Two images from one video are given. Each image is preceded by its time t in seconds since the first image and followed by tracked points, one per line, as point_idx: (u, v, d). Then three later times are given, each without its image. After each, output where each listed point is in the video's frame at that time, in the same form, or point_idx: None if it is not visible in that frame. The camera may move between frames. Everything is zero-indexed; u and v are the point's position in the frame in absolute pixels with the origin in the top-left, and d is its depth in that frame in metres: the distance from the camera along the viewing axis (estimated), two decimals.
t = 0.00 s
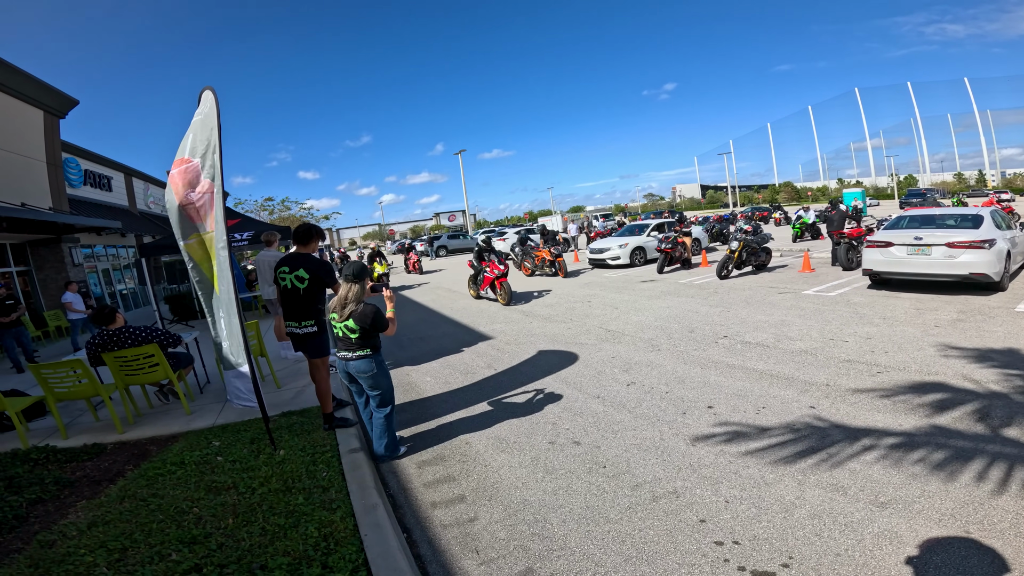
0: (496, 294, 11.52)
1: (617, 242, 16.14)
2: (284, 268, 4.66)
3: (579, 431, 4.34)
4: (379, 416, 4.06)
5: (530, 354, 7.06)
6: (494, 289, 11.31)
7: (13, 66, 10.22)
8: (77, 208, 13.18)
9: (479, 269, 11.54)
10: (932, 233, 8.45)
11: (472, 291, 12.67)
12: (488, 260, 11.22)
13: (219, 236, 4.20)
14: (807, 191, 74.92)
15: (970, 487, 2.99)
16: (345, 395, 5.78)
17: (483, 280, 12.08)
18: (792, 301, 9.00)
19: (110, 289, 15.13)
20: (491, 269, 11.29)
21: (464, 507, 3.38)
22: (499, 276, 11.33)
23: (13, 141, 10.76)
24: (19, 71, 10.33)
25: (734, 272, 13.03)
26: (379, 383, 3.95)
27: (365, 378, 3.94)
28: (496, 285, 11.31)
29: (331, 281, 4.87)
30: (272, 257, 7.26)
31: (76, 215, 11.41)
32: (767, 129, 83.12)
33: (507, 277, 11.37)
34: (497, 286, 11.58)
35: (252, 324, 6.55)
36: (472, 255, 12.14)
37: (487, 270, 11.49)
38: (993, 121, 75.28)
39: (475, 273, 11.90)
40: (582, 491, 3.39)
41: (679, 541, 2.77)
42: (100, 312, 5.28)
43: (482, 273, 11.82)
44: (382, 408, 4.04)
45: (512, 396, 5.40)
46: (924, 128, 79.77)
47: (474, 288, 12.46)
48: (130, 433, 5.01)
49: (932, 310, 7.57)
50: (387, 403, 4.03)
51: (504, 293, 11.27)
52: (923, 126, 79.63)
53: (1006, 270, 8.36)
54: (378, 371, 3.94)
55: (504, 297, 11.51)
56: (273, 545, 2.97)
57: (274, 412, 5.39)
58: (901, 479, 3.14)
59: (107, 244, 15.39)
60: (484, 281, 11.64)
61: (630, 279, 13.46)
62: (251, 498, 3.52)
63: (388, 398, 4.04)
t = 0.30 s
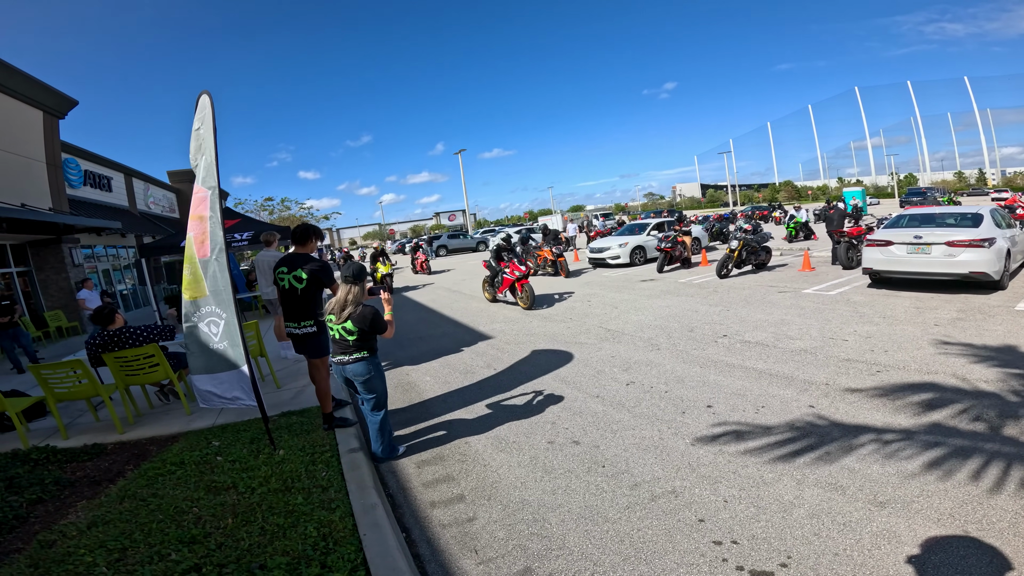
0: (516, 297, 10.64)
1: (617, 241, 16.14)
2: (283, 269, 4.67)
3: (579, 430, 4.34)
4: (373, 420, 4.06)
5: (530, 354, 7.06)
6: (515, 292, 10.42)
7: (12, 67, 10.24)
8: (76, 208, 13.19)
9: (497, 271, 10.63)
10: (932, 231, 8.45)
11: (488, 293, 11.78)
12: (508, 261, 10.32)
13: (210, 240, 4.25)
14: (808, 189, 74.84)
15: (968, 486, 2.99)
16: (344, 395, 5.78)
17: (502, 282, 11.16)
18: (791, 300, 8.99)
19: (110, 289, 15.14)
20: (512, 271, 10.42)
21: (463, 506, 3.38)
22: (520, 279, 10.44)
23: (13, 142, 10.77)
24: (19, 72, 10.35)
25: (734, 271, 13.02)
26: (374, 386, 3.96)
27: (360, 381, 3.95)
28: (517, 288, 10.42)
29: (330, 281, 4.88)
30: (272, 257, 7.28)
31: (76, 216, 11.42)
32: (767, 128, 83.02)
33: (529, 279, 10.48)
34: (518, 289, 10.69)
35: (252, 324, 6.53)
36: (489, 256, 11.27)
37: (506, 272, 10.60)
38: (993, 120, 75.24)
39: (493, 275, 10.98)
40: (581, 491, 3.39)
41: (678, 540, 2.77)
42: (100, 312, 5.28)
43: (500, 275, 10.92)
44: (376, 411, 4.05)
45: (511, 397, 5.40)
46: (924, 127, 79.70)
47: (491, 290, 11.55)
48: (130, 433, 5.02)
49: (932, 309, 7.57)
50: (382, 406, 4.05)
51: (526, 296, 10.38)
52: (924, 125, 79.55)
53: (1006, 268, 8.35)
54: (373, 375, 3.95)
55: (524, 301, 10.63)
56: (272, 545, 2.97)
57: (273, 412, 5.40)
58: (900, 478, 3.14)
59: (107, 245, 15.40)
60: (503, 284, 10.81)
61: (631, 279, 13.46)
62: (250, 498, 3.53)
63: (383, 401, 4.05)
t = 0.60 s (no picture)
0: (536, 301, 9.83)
1: (614, 240, 16.17)
2: (278, 269, 4.68)
3: (574, 430, 4.36)
4: (368, 420, 4.07)
5: (527, 353, 7.07)
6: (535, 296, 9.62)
7: (7, 67, 10.21)
8: (73, 208, 13.16)
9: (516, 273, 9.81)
10: (927, 231, 8.48)
11: (504, 297, 10.96)
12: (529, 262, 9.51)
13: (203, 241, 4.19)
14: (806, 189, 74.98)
15: (959, 484, 3.01)
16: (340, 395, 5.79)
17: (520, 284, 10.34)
18: (787, 299, 9.02)
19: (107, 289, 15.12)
20: (532, 273, 9.60)
21: (459, 505, 3.40)
22: (541, 281, 9.63)
23: (9, 142, 10.74)
24: (15, 72, 10.32)
25: (731, 270, 13.06)
26: (368, 387, 3.98)
27: (355, 382, 3.96)
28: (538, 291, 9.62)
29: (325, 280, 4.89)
30: (268, 257, 7.26)
31: (72, 216, 11.40)
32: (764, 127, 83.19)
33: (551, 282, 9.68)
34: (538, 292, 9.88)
35: (248, 324, 6.51)
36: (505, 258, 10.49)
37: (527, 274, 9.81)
38: (989, 119, 75.48)
39: (510, 277, 10.16)
40: (576, 490, 3.40)
41: (672, 539, 2.79)
42: (96, 312, 5.28)
43: (518, 277, 10.11)
44: (371, 411, 4.06)
45: (507, 397, 5.42)
46: (921, 126, 79.93)
47: (507, 293, 10.74)
48: (126, 433, 5.02)
49: (927, 308, 7.61)
50: (376, 407, 4.06)
51: (547, 300, 9.59)
52: (920, 124, 79.77)
53: (1001, 267, 8.39)
54: (368, 375, 3.97)
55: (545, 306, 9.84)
56: (268, 544, 2.98)
57: (270, 411, 5.40)
58: (892, 477, 3.16)
59: (104, 244, 15.37)
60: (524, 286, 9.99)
61: (628, 278, 13.50)
62: (246, 497, 3.53)
63: (377, 402, 4.07)
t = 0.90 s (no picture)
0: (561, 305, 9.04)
1: (610, 240, 16.19)
2: (273, 267, 4.67)
3: (569, 429, 4.37)
4: (361, 420, 4.07)
5: (523, 352, 7.08)
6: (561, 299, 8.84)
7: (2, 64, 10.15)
8: (67, 206, 13.10)
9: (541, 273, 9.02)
10: (921, 232, 8.53)
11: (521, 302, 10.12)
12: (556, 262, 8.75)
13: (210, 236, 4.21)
14: (802, 188, 75.17)
15: (950, 484, 3.03)
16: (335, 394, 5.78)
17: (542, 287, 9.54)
18: (782, 299, 9.05)
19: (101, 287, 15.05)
20: (559, 274, 8.78)
21: (452, 505, 3.40)
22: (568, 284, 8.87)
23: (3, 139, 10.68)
24: (10, 70, 10.28)
25: (727, 270, 13.10)
26: (362, 386, 3.98)
27: (349, 381, 3.96)
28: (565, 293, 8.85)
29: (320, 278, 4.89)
30: (263, 256, 7.27)
31: (67, 214, 11.34)
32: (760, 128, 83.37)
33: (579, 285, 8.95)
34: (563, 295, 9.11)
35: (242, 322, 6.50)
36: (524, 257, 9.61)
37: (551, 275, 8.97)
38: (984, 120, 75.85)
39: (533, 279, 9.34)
40: (570, 489, 3.41)
41: (665, 539, 2.80)
42: (89, 310, 5.26)
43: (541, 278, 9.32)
44: (364, 411, 4.05)
45: (503, 396, 5.42)
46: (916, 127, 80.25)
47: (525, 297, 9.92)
48: (120, 432, 5.00)
49: (921, 309, 7.65)
50: (369, 406, 4.06)
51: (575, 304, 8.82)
52: (916, 126, 80.06)
53: (995, 268, 8.44)
54: (362, 374, 3.97)
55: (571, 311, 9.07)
56: (261, 543, 2.98)
57: (264, 411, 5.39)
58: (884, 477, 3.18)
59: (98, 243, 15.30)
60: (547, 289, 9.12)
61: (624, 277, 13.51)
62: (239, 496, 3.53)
63: (371, 401, 4.07)
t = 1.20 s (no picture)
0: (597, 311, 8.23)
1: (607, 241, 16.19)
2: (267, 265, 4.64)
3: (563, 431, 4.34)
4: (353, 421, 4.03)
5: (518, 353, 7.05)
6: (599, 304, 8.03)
7: None
8: (61, 202, 12.99)
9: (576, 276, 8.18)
10: (916, 235, 8.55)
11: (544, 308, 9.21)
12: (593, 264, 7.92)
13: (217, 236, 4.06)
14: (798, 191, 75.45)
15: (944, 488, 3.02)
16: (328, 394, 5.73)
17: (572, 292, 8.71)
18: (777, 301, 9.05)
19: (94, 284, 14.93)
20: (597, 276, 7.98)
21: (445, 506, 3.37)
22: (606, 288, 8.08)
23: None
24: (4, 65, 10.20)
25: (723, 272, 13.11)
26: (355, 385, 3.94)
27: (342, 380, 3.92)
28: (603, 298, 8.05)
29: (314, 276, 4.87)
30: (256, 254, 7.21)
31: (60, 210, 11.25)
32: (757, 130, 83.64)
33: (617, 289, 8.17)
34: (599, 299, 8.30)
35: (235, 320, 6.45)
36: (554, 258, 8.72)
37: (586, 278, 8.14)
38: (979, 125, 76.31)
39: (564, 282, 8.47)
40: (564, 491, 3.39)
41: (659, 542, 2.77)
42: (79, 307, 5.20)
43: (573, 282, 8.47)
44: (356, 411, 4.02)
45: (497, 397, 5.40)
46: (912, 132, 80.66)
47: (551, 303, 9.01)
48: (109, 430, 4.94)
49: (915, 312, 7.66)
50: (362, 406, 4.02)
51: (614, 310, 8.03)
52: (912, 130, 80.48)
53: (989, 272, 8.47)
54: (356, 373, 3.93)
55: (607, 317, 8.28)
56: (249, 544, 2.94)
57: (256, 410, 5.34)
58: (878, 480, 3.16)
59: (92, 239, 15.18)
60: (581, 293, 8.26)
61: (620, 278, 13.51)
62: (229, 496, 3.49)
63: (363, 401, 4.03)
